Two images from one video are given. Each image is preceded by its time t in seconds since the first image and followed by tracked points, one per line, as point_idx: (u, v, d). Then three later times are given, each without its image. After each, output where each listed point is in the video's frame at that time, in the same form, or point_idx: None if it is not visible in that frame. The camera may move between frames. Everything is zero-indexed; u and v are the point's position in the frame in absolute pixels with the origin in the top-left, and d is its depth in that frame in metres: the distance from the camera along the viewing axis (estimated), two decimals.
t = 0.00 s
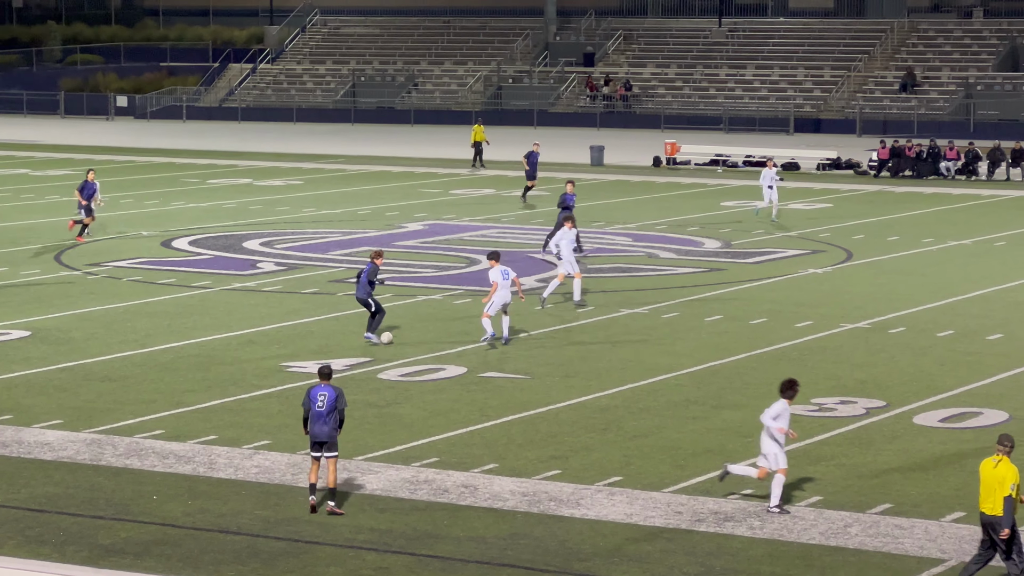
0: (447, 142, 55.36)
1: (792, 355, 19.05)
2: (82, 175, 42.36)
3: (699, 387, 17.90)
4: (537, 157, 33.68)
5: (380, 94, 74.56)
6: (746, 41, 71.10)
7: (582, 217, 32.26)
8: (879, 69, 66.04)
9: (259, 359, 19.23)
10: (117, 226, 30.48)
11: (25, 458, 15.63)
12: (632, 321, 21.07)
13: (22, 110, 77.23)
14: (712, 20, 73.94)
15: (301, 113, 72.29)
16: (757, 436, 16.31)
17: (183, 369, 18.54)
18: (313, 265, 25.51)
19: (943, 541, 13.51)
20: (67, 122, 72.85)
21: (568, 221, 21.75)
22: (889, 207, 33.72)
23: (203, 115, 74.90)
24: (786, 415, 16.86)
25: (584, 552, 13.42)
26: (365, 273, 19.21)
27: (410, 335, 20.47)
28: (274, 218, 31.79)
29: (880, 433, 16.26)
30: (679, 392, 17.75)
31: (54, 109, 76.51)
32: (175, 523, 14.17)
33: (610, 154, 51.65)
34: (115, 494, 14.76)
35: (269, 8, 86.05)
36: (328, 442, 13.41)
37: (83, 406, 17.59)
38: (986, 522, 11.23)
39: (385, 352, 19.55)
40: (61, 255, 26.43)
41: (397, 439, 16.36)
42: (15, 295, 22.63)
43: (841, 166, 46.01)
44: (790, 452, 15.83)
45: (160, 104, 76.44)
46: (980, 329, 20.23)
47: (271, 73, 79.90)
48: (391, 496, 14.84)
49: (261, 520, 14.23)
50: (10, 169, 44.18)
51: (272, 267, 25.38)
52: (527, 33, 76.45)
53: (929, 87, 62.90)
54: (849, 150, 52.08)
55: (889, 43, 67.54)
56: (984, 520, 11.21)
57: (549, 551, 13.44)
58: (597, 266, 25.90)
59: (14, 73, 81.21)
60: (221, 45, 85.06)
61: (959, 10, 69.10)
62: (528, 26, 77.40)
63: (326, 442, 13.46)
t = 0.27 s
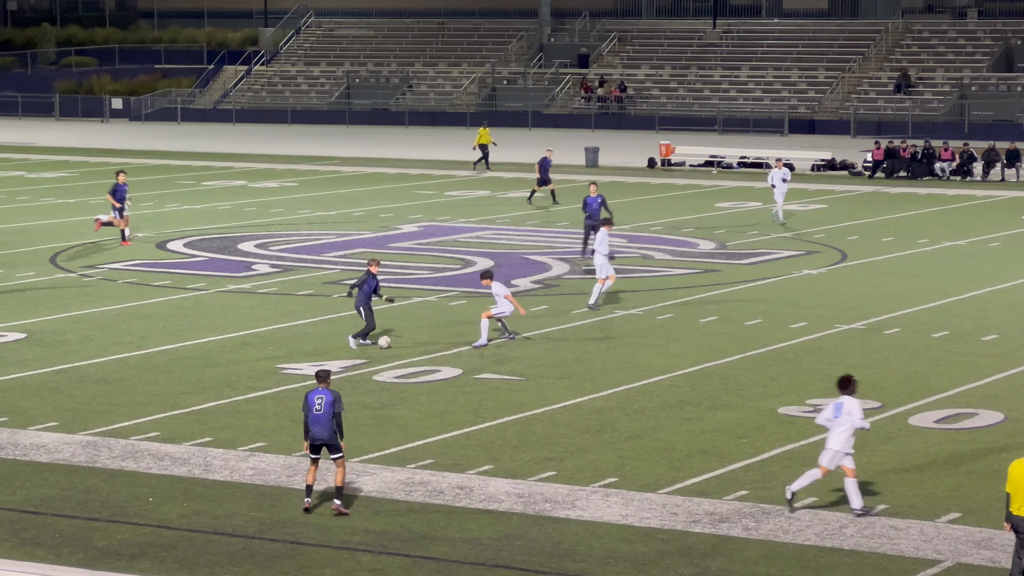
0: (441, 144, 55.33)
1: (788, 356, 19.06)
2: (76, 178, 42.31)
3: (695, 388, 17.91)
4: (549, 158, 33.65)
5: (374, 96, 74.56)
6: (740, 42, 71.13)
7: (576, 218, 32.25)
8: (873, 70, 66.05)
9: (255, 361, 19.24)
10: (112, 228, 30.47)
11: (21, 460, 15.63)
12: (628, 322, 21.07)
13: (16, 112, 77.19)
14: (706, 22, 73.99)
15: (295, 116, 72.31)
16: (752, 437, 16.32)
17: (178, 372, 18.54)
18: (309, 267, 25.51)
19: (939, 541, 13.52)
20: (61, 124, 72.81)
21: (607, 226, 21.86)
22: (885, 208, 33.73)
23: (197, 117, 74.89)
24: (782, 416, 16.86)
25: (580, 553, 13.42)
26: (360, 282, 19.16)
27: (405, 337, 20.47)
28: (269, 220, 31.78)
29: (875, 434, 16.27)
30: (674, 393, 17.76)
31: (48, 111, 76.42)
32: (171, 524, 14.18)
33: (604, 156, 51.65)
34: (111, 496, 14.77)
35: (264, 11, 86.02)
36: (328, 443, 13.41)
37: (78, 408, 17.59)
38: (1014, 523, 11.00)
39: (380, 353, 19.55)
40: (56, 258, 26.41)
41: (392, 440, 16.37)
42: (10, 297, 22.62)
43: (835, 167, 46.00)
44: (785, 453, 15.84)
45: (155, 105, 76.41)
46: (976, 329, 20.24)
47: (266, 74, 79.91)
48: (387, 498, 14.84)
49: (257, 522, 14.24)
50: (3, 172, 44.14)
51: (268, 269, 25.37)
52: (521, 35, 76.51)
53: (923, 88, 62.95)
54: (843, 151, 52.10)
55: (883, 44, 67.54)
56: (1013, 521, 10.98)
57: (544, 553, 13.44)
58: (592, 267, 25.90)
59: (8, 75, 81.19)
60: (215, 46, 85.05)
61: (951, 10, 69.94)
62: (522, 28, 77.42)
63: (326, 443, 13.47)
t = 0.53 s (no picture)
0: (434, 144, 55.42)
1: (782, 356, 19.07)
2: (70, 178, 42.32)
3: (690, 388, 17.91)
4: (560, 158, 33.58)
5: (368, 96, 74.67)
6: (734, 41, 71.24)
7: (570, 218, 32.28)
8: (866, 69, 66.17)
9: (249, 361, 19.25)
10: (106, 229, 30.47)
11: (14, 460, 15.63)
12: (621, 322, 21.09)
13: (11, 113, 77.31)
14: (701, 22, 74.05)
15: (289, 116, 72.34)
16: (746, 436, 16.34)
17: (172, 372, 18.54)
18: (302, 267, 25.51)
19: (931, 540, 13.54)
20: (55, 125, 72.97)
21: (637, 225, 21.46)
22: (880, 208, 33.76)
23: (191, 118, 75.02)
24: (776, 416, 16.87)
25: (574, 553, 13.43)
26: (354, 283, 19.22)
27: (398, 337, 20.48)
28: (263, 220, 31.78)
29: (869, 433, 16.29)
30: (669, 393, 17.77)
31: (42, 111, 76.58)
32: (166, 525, 14.19)
33: (599, 156, 51.70)
34: (105, 497, 14.77)
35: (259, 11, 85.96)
36: (323, 455, 13.45)
37: (72, 408, 17.58)
38: None
39: (374, 353, 19.55)
40: (49, 258, 26.41)
41: (386, 440, 16.37)
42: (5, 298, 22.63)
43: (829, 166, 46.03)
44: (779, 453, 15.85)
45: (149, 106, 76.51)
46: (970, 328, 20.26)
47: (261, 75, 79.97)
48: (381, 498, 14.84)
49: (251, 522, 14.24)
50: None
51: (262, 269, 25.38)
52: (515, 35, 76.58)
53: (918, 88, 63.02)
54: (837, 150, 52.13)
55: (877, 44, 67.61)
56: None
57: (539, 553, 13.45)
58: (586, 266, 25.90)
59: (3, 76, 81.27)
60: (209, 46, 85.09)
61: (946, 10, 69.28)
62: (516, 28, 77.47)
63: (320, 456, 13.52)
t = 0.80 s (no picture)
0: (428, 142, 55.40)
1: (777, 354, 19.08)
2: (65, 177, 42.32)
3: (684, 386, 17.91)
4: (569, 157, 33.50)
5: (361, 94, 74.66)
6: (728, 40, 71.20)
7: (565, 216, 32.28)
8: (860, 67, 66.13)
9: (243, 359, 19.24)
10: (101, 227, 30.46)
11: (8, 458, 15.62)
12: (616, 320, 21.09)
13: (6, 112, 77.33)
14: (695, 19, 74.00)
15: (284, 114, 72.26)
16: (741, 434, 16.34)
17: (166, 370, 18.53)
18: (297, 265, 25.50)
19: (926, 538, 13.54)
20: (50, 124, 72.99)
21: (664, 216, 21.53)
22: (875, 206, 33.76)
23: (186, 116, 75.03)
24: (771, 414, 16.87)
25: (569, 551, 13.43)
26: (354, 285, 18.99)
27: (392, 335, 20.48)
28: (258, 218, 31.77)
29: (864, 431, 16.29)
30: (664, 390, 17.77)
31: (35, 109, 76.74)
32: (161, 523, 14.17)
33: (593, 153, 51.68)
34: (100, 494, 14.76)
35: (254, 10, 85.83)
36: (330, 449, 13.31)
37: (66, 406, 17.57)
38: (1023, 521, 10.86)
39: (369, 351, 19.55)
40: (44, 256, 26.40)
41: (381, 438, 16.37)
42: None
43: (823, 165, 46.04)
44: (774, 450, 15.85)
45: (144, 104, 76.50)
46: (965, 326, 20.27)
47: (255, 72, 79.88)
48: (376, 496, 14.84)
49: (245, 521, 14.23)
50: None
51: (256, 268, 25.36)
52: (509, 33, 76.53)
53: (912, 85, 62.97)
54: (832, 148, 52.09)
55: (871, 43, 67.58)
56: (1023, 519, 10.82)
57: (534, 550, 13.43)
58: (581, 265, 25.91)
59: None
60: (203, 45, 85.06)
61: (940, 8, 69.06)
62: (511, 26, 77.42)
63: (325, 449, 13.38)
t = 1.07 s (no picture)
0: (424, 138, 55.39)
1: (772, 350, 19.09)
2: (61, 173, 42.29)
3: (680, 382, 17.92)
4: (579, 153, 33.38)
5: (357, 90, 74.67)
6: (723, 36, 71.20)
7: (561, 212, 32.28)
8: (856, 63, 66.12)
9: (238, 356, 19.23)
10: (97, 224, 30.45)
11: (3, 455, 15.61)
12: (612, 316, 21.10)
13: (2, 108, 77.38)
14: (691, 15, 73.98)
15: (279, 111, 72.31)
16: (737, 430, 16.34)
17: (161, 367, 18.52)
18: (293, 262, 25.50)
19: (922, 534, 13.55)
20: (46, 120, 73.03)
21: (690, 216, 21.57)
22: (871, 202, 33.77)
23: (182, 112, 75.08)
24: (767, 410, 16.88)
25: (565, 547, 13.43)
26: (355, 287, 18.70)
27: (388, 332, 20.48)
28: (254, 215, 31.77)
29: (859, 427, 16.30)
30: (659, 387, 17.78)
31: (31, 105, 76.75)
32: (157, 520, 14.16)
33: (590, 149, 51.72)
34: (95, 491, 14.76)
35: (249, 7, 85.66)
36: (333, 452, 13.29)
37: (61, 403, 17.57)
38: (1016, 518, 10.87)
39: (365, 348, 19.55)
40: (40, 253, 26.39)
41: (377, 434, 16.37)
42: None
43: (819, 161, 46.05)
44: (770, 447, 15.86)
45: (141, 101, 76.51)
46: (960, 322, 20.28)
47: (251, 69, 79.89)
48: (372, 493, 14.83)
49: (241, 517, 14.22)
50: None
51: (252, 265, 25.36)
52: (505, 29, 76.54)
53: (907, 82, 63.00)
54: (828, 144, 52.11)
55: (867, 39, 67.57)
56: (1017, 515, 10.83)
57: (530, 547, 13.43)
58: (577, 261, 25.91)
59: None
60: (199, 41, 85.04)
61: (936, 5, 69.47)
62: (507, 22, 77.37)
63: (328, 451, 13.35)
